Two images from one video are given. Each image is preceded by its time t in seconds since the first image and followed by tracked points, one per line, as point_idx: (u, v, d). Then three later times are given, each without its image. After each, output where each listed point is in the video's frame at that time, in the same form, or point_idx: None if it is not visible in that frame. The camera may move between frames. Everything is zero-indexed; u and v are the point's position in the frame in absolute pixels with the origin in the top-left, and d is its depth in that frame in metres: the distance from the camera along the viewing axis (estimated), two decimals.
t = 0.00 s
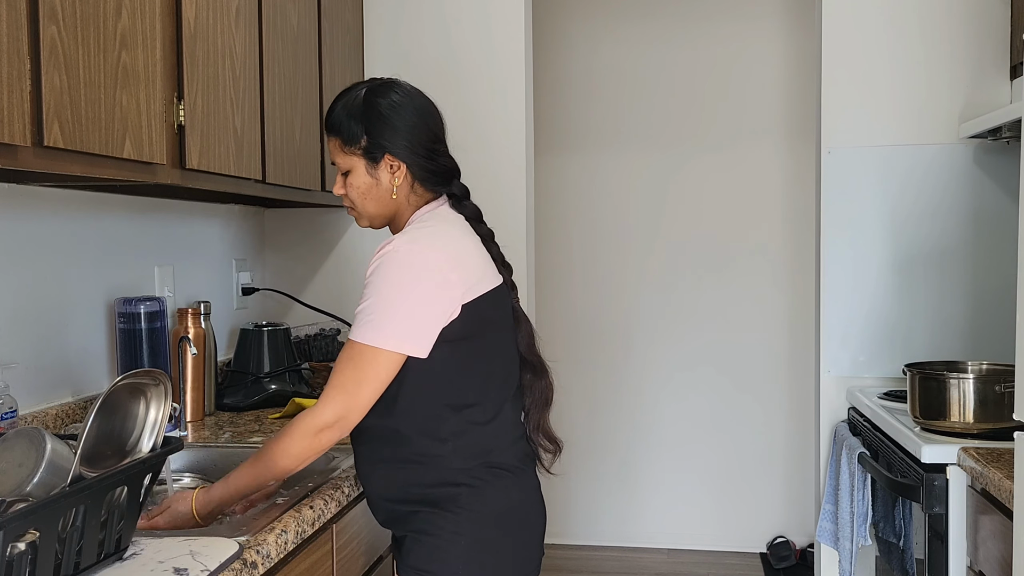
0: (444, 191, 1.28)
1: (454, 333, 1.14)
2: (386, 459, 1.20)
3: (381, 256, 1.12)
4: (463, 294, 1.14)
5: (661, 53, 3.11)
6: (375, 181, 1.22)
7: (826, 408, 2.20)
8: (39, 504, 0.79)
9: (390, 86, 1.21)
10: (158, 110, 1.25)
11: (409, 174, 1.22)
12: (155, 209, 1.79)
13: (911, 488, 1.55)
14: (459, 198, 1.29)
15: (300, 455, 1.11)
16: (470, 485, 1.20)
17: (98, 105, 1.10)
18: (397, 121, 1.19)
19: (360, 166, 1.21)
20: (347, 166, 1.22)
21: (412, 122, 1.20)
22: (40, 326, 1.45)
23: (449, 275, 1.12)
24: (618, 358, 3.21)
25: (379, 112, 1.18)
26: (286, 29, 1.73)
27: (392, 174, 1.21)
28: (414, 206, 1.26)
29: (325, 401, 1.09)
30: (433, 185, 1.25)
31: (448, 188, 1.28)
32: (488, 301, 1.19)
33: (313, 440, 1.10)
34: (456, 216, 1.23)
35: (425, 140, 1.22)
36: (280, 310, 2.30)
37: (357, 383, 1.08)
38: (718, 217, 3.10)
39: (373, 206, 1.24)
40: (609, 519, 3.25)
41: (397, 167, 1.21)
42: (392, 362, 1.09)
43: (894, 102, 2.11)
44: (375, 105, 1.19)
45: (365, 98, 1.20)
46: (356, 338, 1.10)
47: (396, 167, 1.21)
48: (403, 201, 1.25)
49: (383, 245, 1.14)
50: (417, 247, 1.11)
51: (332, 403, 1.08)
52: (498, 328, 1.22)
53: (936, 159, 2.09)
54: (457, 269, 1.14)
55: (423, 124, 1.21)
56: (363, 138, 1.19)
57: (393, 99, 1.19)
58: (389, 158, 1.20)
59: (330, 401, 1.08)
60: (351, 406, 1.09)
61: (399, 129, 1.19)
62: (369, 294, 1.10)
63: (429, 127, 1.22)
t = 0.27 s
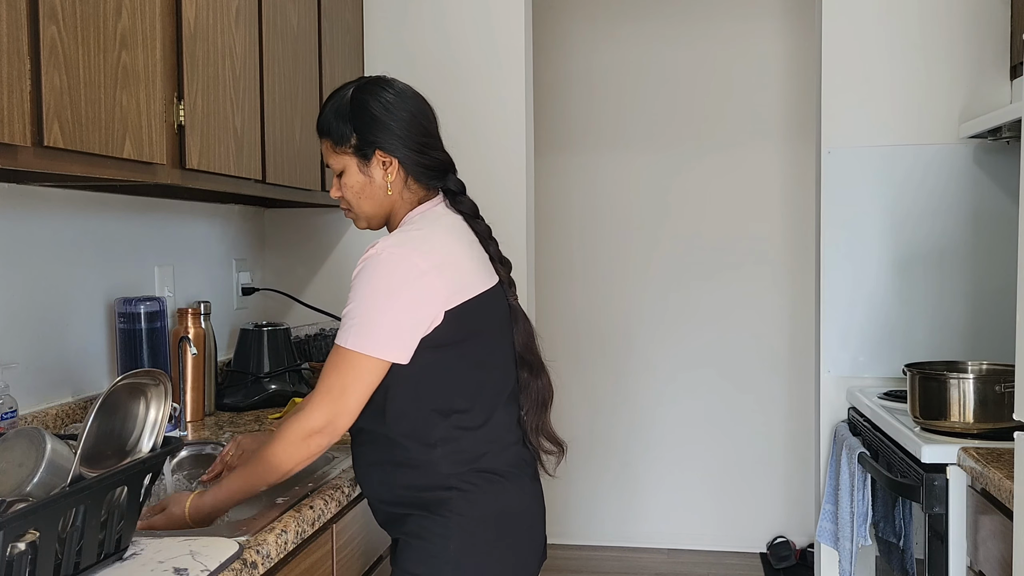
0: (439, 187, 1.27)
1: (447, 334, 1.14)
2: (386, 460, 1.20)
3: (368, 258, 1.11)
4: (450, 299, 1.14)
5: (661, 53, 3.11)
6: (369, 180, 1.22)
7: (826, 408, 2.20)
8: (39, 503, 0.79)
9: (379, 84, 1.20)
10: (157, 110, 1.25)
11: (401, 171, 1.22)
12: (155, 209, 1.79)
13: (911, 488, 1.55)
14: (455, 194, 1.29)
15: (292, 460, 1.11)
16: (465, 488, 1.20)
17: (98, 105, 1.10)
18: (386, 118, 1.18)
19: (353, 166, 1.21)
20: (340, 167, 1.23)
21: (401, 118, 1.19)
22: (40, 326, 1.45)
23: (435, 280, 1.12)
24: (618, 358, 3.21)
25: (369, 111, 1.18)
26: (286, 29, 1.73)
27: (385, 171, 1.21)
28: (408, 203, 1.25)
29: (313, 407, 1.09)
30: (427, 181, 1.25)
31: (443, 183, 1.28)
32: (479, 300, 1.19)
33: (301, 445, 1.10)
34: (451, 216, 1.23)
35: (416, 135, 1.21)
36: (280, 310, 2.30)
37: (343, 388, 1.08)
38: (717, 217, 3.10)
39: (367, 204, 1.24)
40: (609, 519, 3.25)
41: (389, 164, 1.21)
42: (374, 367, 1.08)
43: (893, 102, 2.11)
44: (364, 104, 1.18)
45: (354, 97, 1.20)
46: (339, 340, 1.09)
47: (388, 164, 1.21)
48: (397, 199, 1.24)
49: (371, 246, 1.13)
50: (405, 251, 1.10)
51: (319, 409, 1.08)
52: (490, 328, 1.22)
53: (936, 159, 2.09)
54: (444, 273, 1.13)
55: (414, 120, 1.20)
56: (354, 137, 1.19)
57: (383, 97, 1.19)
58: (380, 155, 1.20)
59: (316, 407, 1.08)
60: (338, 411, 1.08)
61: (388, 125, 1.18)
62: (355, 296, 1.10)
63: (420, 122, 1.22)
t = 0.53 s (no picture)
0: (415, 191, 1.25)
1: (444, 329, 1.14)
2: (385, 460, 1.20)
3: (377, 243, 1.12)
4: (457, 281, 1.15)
5: (661, 53, 3.11)
6: (338, 174, 1.23)
7: (826, 408, 2.20)
8: (39, 504, 0.79)
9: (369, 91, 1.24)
10: (158, 110, 1.25)
11: (367, 167, 1.21)
12: (155, 209, 1.79)
13: (911, 488, 1.55)
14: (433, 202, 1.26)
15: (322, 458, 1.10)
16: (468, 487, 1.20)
17: (98, 105, 1.10)
18: (358, 113, 1.20)
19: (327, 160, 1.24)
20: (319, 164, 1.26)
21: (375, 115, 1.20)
22: (40, 326, 1.45)
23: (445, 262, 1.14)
24: (618, 358, 3.21)
25: (345, 108, 1.21)
26: (286, 29, 1.73)
27: (351, 165, 1.21)
28: (378, 202, 1.24)
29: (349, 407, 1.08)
30: (399, 181, 1.23)
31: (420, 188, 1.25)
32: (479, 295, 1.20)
33: (335, 444, 1.09)
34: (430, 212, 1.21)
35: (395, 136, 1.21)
36: (280, 310, 2.30)
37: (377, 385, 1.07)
38: (717, 217, 3.10)
39: (339, 201, 1.25)
40: (609, 519, 3.25)
41: (355, 158, 1.21)
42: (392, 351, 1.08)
43: (893, 102, 2.11)
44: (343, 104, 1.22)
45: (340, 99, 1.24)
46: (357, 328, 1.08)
47: (354, 157, 1.21)
48: (368, 197, 1.24)
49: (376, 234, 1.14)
50: (414, 232, 1.12)
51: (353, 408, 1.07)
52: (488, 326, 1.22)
53: (936, 159, 2.09)
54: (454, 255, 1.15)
55: (388, 120, 1.21)
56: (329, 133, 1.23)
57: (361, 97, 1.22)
58: (347, 148, 1.21)
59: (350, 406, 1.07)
60: (373, 407, 1.08)
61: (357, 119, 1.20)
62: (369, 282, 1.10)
63: (395, 122, 1.21)
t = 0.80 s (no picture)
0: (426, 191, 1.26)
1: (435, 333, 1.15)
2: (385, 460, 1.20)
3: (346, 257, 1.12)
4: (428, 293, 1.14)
5: (660, 53, 3.11)
6: (349, 172, 1.24)
7: (826, 408, 2.20)
8: (39, 504, 0.79)
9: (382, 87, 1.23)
10: (158, 110, 1.25)
11: (378, 167, 1.22)
12: (155, 209, 1.79)
13: (912, 488, 1.55)
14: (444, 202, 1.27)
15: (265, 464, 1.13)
16: (455, 487, 1.20)
17: (98, 106, 1.10)
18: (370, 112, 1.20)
19: (338, 156, 1.25)
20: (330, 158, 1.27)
21: (387, 113, 1.20)
22: (40, 326, 1.45)
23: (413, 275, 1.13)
24: (618, 358, 3.21)
25: (357, 105, 1.21)
26: (286, 29, 1.73)
27: (362, 165, 1.22)
28: (387, 202, 1.25)
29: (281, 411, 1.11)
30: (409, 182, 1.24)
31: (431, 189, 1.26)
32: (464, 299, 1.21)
33: (281, 442, 1.12)
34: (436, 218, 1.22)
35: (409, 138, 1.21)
36: (280, 310, 2.30)
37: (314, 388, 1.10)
38: (717, 217, 3.10)
39: (349, 196, 1.26)
40: (610, 519, 3.25)
41: (366, 158, 1.22)
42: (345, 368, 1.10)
43: (894, 102, 2.11)
44: (356, 100, 1.22)
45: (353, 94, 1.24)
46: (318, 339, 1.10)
47: (365, 157, 1.22)
48: (377, 195, 1.25)
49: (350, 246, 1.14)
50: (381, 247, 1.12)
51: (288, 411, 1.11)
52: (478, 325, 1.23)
53: (936, 159, 2.09)
54: (423, 268, 1.14)
55: (401, 120, 1.21)
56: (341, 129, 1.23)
57: (375, 94, 1.22)
58: (358, 148, 1.21)
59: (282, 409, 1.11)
60: (312, 408, 1.10)
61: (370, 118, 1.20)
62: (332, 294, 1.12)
63: (409, 122, 1.22)
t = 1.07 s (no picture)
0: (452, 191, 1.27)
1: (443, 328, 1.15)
2: (386, 459, 1.20)
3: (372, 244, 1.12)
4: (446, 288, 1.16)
5: (661, 52, 3.11)
6: (381, 171, 1.23)
7: (826, 408, 2.20)
8: (39, 504, 0.79)
9: (411, 83, 1.22)
10: (158, 110, 1.25)
11: (414, 168, 1.23)
12: (154, 209, 1.79)
13: (911, 488, 1.55)
14: (468, 202, 1.29)
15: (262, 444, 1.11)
16: (457, 485, 1.20)
17: (98, 106, 1.10)
18: (408, 111, 1.19)
19: (369, 154, 1.22)
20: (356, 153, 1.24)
21: (422, 113, 1.20)
22: (40, 326, 1.45)
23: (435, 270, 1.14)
24: (618, 358, 3.22)
25: (393, 103, 1.19)
26: (286, 29, 1.73)
27: (398, 165, 1.22)
28: (416, 200, 1.25)
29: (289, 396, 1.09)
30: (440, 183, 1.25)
31: (457, 189, 1.28)
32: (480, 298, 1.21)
33: (289, 429, 1.10)
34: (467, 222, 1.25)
35: (440, 138, 1.22)
36: (280, 310, 2.30)
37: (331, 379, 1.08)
38: (717, 217, 3.10)
39: (376, 194, 1.25)
40: (609, 518, 3.25)
41: (403, 158, 1.21)
42: (368, 354, 1.09)
43: (894, 102, 2.11)
44: (391, 97, 1.19)
45: (383, 90, 1.20)
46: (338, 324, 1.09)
47: (402, 158, 1.21)
48: (406, 193, 1.25)
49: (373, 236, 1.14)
50: (407, 240, 1.12)
51: (298, 396, 1.08)
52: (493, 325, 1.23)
53: (936, 159, 2.09)
54: (446, 262, 1.15)
55: (435, 119, 1.21)
56: (375, 127, 1.20)
57: (410, 93, 1.20)
58: (397, 148, 1.20)
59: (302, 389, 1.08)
60: (326, 396, 1.08)
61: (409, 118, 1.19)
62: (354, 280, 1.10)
63: (441, 122, 1.22)
